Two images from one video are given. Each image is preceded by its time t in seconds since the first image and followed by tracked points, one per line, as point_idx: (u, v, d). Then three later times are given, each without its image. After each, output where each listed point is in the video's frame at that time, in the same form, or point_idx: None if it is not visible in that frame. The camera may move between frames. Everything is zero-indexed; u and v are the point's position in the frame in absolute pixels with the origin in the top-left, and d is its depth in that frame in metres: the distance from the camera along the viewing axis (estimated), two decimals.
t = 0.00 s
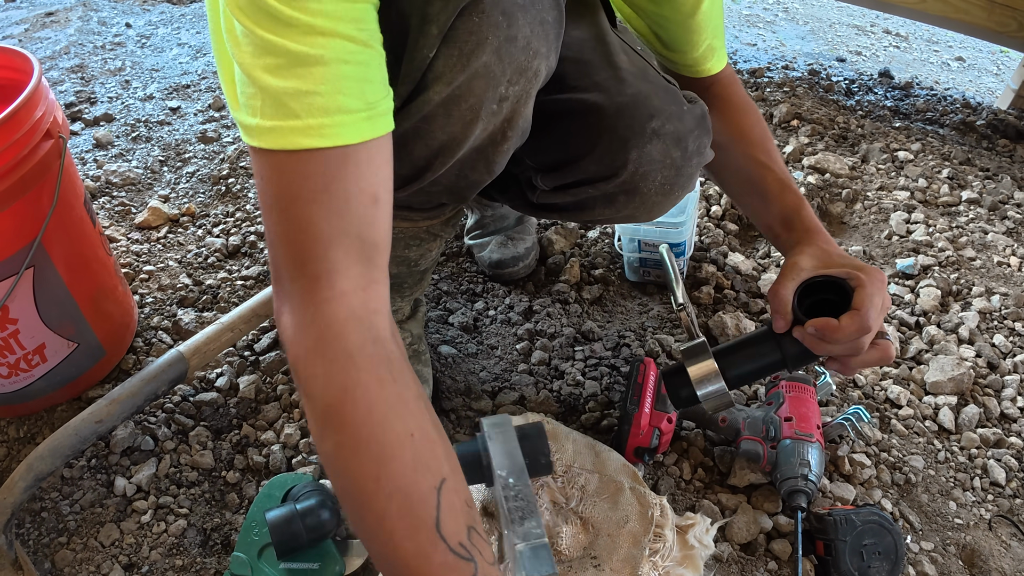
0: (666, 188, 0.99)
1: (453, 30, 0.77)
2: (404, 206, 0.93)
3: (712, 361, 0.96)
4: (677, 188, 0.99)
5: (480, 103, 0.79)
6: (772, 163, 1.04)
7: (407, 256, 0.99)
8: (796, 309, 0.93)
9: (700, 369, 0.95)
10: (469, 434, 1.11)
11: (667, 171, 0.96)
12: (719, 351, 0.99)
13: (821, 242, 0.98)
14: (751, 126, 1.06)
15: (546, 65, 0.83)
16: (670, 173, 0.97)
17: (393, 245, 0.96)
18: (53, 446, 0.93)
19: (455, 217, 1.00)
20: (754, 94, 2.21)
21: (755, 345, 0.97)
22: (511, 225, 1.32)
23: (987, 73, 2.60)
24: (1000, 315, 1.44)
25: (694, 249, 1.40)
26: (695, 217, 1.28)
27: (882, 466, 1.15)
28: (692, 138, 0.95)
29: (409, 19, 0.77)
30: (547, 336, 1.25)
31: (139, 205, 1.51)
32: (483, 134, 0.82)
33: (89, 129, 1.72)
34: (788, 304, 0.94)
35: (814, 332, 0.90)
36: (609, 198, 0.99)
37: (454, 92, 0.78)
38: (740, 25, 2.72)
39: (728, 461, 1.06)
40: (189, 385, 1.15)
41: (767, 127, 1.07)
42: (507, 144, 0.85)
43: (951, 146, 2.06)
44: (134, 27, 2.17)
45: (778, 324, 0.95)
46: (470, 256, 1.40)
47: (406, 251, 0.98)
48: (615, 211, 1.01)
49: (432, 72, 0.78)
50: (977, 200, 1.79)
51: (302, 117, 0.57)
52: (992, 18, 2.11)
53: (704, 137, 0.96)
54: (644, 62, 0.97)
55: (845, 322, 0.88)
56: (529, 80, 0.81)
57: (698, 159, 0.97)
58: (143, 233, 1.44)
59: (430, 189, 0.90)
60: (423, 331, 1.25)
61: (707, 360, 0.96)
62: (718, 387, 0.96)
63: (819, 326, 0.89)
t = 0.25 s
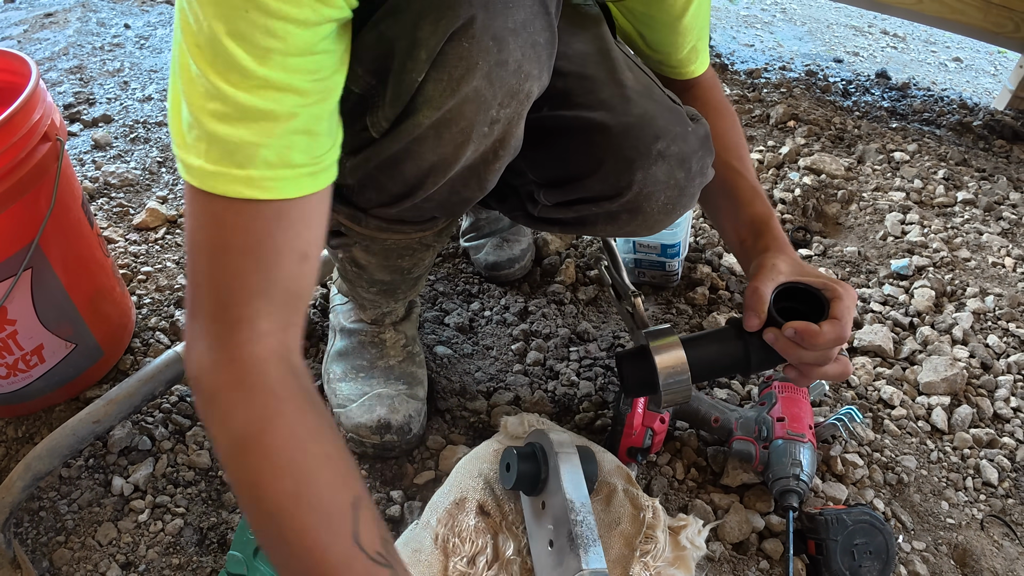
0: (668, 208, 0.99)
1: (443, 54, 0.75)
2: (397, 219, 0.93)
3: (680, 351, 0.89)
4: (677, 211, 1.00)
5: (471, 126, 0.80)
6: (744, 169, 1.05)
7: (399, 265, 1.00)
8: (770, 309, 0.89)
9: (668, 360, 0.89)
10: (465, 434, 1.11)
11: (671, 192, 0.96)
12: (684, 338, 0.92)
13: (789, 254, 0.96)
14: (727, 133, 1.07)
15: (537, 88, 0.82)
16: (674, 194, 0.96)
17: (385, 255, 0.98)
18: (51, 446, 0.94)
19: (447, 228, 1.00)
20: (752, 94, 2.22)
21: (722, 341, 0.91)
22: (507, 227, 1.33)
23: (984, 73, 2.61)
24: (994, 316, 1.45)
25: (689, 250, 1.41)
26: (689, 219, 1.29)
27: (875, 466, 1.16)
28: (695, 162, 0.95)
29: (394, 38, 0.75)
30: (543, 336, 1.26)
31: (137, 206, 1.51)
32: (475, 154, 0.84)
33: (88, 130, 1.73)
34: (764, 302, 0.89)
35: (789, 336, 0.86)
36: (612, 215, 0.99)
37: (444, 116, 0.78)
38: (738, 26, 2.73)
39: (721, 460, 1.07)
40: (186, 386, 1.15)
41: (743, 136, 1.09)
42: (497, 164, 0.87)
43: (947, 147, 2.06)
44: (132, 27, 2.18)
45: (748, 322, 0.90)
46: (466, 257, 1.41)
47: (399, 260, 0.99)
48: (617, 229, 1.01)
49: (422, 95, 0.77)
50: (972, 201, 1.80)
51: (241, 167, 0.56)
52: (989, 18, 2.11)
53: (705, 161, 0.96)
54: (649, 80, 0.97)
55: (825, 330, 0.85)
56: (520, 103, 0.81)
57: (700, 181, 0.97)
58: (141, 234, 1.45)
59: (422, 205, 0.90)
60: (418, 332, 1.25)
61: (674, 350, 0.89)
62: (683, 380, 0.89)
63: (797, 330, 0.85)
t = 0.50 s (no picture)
0: (645, 236, 0.99)
1: (399, 67, 0.74)
2: (375, 225, 0.91)
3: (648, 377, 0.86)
4: (652, 239, 1.00)
5: (430, 137, 0.77)
6: (718, 208, 1.06)
7: (387, 269, 1.02)
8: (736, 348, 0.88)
9: (636, 384, 0.85)
10: (462, 434, 1.14)
11: (647, 221, 0.96)
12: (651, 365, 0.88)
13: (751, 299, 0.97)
14: (706, 169, 1.07)
15: (501, 100, 0.78)
16: (649, 223, 0.97)
17: (371, 259, 0.99)
18: (59, 445, 0.96)
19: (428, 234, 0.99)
20: (748, 97, 2.24)
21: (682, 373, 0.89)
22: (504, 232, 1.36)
23: (979, 76, 2.63)
24: (984, 318, 1.48)
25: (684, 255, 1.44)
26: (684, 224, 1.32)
27: (864, 466, 1.18)
28: (673, 192, 0.95)
29: (350, 49, 0.73)
30: (539, 339, 1.28)
31: (139, 210, 1.54)
32: (438, 164, 0.80)
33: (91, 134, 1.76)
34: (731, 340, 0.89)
35: (755, 376, 0.86)
36: (589, 238, 1.00)
37: (402, 126, 0.76)
38: (735, 28, 2.75)
39: (712, 460, 1.10)
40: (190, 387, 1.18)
41: (721, 176, 1.09)
42: (463, 177, 0.82)
43: (941, 150, 2.08)
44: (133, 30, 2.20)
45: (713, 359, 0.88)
46: (463, 261, 1.43)
47: (384, 264, 1.00)
48: (594, 251, 1.02)
49: (380, 106, 0.76)
50: (965, 204, 1.82)
51: (98, 80, 0.61)
52: (983, 22, 2.14)
53: (683, 194, 0.97)
54: (638, 108, 0.97)
55: (792, 374, 0.86)
56: (481, 115, 0.77)
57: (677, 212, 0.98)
58: (144, 237, 1.47)
59: (396, 212, 0.88)
60: (416, 334, 1.28)
61: (643, 376, 0.86)
62: (643, 409, 0.86)
63: (763, 372, 0.85)
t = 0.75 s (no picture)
0: (607, 253, 1.01)
1: (320, 39, 0.72)
2: (344, 214, 0.88)
3: (592, 399, 0.80)
4: (619, 255, 1.02)
5: (358, 111, 0.75)
6: (699, 233, 1.05)
7: (368, 259, 1.00)
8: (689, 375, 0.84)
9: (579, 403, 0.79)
10: (461, 432, 1.16)
11: (609, 238, 0.99)
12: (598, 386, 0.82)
13: (713, 329, 0.96)
14: (692, 196, 1.07)
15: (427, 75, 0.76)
16: (612, 240, 0.99)
17: (351, 250, 0.97)
18: (67, 443, 0.99)
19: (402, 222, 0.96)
20: (744, 99, 2.27)
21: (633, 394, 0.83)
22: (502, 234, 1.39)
23: (975, 78, 2.65)
24: (975, 318, 1.50)
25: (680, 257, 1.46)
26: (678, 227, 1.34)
27: (854, 462, 1.21)
28: (638, 211, 0.97)
29: (282, 22, 0.72)
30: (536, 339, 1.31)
31: (142, 212, 1.56)
32: (372, 140, 0.77)
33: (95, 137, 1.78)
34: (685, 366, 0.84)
35: (704, 406, 0.81)
36: (555, 249, 1.01)
37: (332, 99, 0.74)
38: (732, 31, 2.78)
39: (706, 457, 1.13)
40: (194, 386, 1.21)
41: (707, 202, 1.09)
42: (401, 155, 0.79)
43: (936, 151, 2.11)
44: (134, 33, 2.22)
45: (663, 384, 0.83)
46: (462, 262, 1.46)
47: (364, 255, 0.98)
48: (557, 261, 1.03)
49: (309, 78, 0.74)
50: (958, 205, 1.85)
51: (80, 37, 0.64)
52: (979, 23, 2.16)
53: (653, 217, 0.99)
54: (618, 126, 0.99)
55: (742, 408, 0.82)
56: (407, 90, 0.75)
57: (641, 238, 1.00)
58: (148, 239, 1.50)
59: (356, 196, 0.85)
60: (416, 334, 1.30)
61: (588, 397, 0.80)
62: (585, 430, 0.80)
63: (712, 403, 0.80)
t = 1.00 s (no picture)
0: (632, 244, 1.05)
1: (351, 35, 0.75)
2: (364, 206, 0.92)
3: (606, 394, 0.82)
4: (642, 247, 1.06)
5: (385, 104, 0.78)
6: (715, 229, 1.07)
7: (385, 252, 1.03)
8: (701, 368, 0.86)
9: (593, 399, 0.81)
10: (472, 423, 1.19)
11: (635, 231, 1.02)
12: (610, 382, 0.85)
13: (720, 317, 0.98)
14: (711, 192, 1.09)
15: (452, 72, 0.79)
16: (637, 232, 1.03)
17: (369, 243, 1.00)
18: (88, 435, 1.04)
19: (420, 213, 0.99)
20: (745, 99, 2.30)
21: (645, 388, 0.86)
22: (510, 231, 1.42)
23: (974, 78, 2.68)
24: (973, 313, 1.53)
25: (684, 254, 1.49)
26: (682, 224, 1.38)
27: (855, 453, 1.24)
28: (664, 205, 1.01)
29: (314, 20, 0.76)
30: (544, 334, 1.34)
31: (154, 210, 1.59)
32: (397, 133, 0.80)
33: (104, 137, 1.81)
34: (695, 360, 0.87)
35: (716, 399, 0.84)
36: (581, 241, 1.06)
37: (361, 92, 0.77)
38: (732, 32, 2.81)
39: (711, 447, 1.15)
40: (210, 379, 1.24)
41: (728, 198, 1.10)
42: (423, 148, 0.82)
43: (935, 151, 2.13)
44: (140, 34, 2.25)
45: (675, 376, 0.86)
46: (470, 259, 1.49)
47: (381, 247, 1.02)
48: (584, 253, 1.08)
49: (338, 73, 0.78)
50: (956, 204, 1.87)
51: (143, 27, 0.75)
52: (977, 25, 2.20)
53: (673, 211, 1.02)
54: (638, 126, 1.04)
55: (754, 399, 0.84)
56: (432, 85, 0.78)
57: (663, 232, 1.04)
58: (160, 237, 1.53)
59: (377, 188, 0.88)
60: (427, 329, 1.33)
61: (601, 391, 0.82)
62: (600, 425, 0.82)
63: (724, 395, 0.83)
